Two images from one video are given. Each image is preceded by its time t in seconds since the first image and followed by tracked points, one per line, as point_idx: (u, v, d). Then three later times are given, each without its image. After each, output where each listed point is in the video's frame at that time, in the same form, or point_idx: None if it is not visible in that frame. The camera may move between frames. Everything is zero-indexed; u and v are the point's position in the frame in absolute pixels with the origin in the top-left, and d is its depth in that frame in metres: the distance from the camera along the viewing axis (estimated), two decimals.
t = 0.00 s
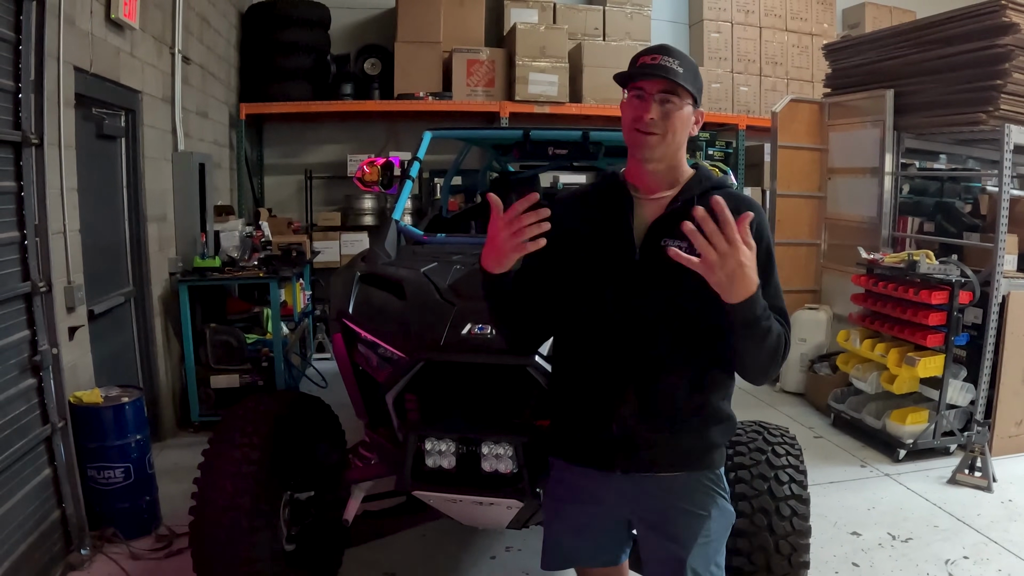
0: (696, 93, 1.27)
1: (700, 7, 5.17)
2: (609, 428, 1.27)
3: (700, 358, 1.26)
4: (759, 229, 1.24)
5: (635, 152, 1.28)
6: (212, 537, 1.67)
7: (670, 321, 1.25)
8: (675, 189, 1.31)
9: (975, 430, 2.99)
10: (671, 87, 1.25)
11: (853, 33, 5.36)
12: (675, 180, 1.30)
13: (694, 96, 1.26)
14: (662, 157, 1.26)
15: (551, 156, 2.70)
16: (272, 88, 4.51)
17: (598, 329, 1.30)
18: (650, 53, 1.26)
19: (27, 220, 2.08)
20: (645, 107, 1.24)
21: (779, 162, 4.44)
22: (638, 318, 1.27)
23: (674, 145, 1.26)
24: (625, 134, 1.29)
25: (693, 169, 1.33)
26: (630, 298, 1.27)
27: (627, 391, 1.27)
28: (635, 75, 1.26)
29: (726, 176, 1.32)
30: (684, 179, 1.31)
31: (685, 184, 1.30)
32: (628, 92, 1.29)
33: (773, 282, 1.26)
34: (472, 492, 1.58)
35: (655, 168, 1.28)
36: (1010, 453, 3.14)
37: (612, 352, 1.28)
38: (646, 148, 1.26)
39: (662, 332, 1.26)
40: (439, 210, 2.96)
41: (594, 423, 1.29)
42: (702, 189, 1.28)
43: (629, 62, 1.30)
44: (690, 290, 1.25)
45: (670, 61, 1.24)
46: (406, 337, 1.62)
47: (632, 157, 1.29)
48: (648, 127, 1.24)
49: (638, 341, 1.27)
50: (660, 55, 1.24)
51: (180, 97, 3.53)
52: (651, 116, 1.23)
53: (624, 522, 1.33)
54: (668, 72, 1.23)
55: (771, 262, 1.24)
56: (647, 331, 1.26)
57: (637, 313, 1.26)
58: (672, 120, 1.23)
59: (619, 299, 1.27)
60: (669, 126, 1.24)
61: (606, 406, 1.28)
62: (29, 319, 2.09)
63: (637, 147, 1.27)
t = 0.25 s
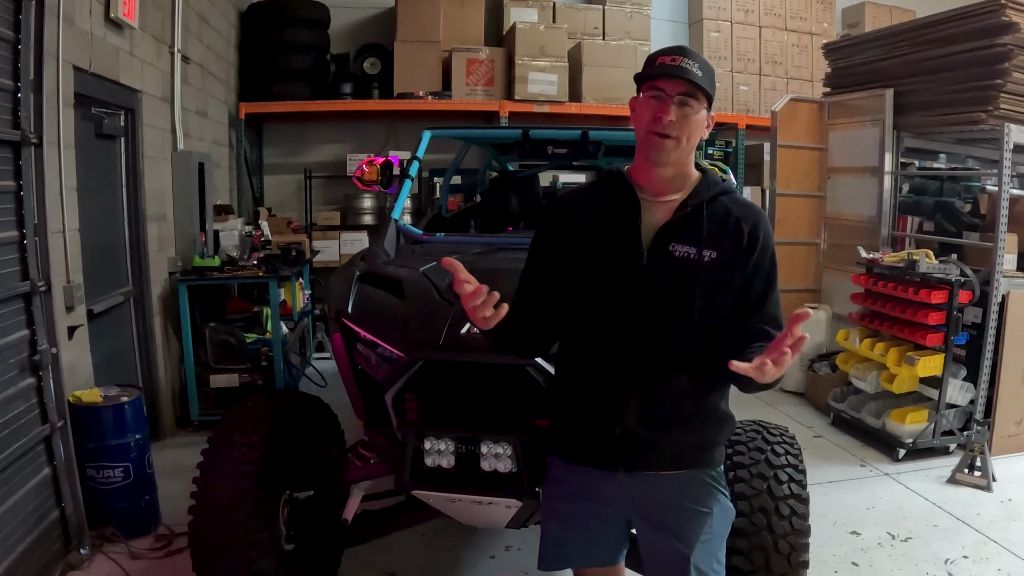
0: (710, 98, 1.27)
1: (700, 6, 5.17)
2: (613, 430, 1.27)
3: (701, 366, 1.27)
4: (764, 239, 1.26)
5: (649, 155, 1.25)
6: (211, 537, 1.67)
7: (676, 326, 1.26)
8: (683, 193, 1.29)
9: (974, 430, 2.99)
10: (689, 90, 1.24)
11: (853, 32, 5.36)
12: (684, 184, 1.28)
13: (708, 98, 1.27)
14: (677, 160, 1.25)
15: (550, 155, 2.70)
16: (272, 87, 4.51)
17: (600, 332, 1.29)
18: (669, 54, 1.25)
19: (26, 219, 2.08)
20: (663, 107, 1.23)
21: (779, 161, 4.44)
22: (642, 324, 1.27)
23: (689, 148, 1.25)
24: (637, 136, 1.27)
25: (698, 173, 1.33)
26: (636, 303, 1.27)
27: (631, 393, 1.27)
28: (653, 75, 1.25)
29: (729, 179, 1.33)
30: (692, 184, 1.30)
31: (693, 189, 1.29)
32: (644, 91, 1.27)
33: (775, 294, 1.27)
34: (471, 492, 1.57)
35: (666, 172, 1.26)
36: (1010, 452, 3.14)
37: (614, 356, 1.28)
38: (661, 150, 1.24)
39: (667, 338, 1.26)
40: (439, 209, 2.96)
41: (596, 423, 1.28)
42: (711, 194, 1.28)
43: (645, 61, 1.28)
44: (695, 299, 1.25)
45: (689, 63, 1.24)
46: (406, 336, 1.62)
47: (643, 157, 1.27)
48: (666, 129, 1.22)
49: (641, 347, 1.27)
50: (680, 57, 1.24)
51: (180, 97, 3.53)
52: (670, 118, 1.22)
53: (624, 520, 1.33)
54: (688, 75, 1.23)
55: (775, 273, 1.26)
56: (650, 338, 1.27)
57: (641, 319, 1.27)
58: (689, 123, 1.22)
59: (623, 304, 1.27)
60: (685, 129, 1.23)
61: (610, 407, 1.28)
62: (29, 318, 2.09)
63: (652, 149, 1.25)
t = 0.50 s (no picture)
0: (715, 98, 1.27)
1: (700, 5, 5.17)
2: (614, 430, 1.27)
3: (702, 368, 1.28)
4: (767, 242, 1.26)
5: (653, 155, 1.26)
6: (211, 535, 1.67)
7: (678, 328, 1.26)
8: (685, 194, 1.30)
9: (974, 429, 3.00)
10: (695, 90, 1.24)
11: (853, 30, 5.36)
12: (686, 184, 1.29)
13: (713, 97, 1.26)
14: (681, 162, 1.25)
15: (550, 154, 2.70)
16: (272, 86, 4.50)
17: (602, 334, 1.30)
18: (676, 52, 1.24)
19: (26, 218, 2.08)
20: (670, 108, 1.22)
21: (779, 160, 4.43)
22: (644, 326, 1.27)
23: (693, 150, 1.25)
24: (642, 135, 1.26)
25: (700, 171, 1.33)
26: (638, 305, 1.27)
27: (634, 393, 1.26)
28: (660, 74, 1.24)
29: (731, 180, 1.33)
30: (694, 183, 1.30)
31: (695, 189, 1.30)
32: (649, 89, 1.26)
33: (778, 299, 1.26)
34: (470, 490, 1.58)
35: (670, 173, 1.27)
36: (1010, 451, 3.14)
37: (616, 357, 1.28)
38: (667, 152, 1.24)
39: (669, 341, 1.27)
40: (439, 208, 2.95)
41: (598, 421, 1.28)
42: (714, 195, 1.27)
43: (651, 58, 1.27)
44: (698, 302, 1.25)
45: (696, 62, 1.23)
46: (406, 334, 1.62)
47: (648, 158, 1.27)
48: (673, 130, 1.22)
49: (642, 349, 1.27)
50: (687, 56, 1.23)
51: (180, 95, 3.53)
52: (677, 119, 1.22)
53: (624, 518, 1.34)
54: (695, 74, 1.22)
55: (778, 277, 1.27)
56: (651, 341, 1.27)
57: (643, 321, 1.27)
58: (695, 124, 1.22)
59: (625, 306, 1.28)
60: (691, 131, 1.23)
61: (611, 407, 1.28)
62: (28, 316, 2.09)
63: (658, 149, 1.25)
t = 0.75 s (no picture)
0: (712, 94, 1.26)
1: (700, 5, 5.17)
2: (615, 432, 1.26)
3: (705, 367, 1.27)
4: (766, 238, 1.26)
5: (654, 154, 1.25)
6: (211, 536, 1.67)
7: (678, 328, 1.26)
8: (684, 192, 1.30)
9: (975, 429, 2.99)
10: (693, 87, 1.23)
11: (854, 31, 5.36)
12: (685, 183, 1.29)
13: (710, 94, 1.25)
14: (681, 159, 1.25)
15: (551, 154, 2.70)
16: (272, 85, 4.50)
17: (602, 336, 1.29)
18: (673, 50, 1.23)
19: (27, 218, 2.08)
20: (669, 107, 1.22)
21: (779, 160, 4.43)
22: (644, 327, 1.27)
23: (692, 147, 1.25)
24: (641, 134, 1.26)
25: (698, 169, 1.32)
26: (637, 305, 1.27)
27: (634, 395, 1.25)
28: (657, 72, 1.23)
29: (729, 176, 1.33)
30: (693, 181, 1.30)
31: (693, 187, 1.29)
32: (645, 89, 1.25)
33: (776, 291, 1.27)
34: (470, 491, 1.57)
35: (669, 170, 1.26)
36: (1010, 452, 3.14)
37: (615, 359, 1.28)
38: (667, 150, 1.24)
39: (670, 342, 1.26)
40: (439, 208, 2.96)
41: (600, 424, 1.28)
42: (712, 193, 1.28)
43: (645, 58, 1.26)
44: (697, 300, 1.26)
45: (692, 59, 1.22)
46: (406, 334, 1.62)
47: (647, 157, 1.27)
48: (674, 128, 1.22)
49: (643, 350, 1.27)
50: (683, 53, 1.22)
51: (180, 95, 3.53)
52: (677, 117, 1.21)
53: (627, 520, 1.34)
54: (692, 72, 1.21)
55: (777, 272, 1.26)
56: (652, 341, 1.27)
57: (642, 322, 1.27)
58: (694, 122, 1.22)
59: (625, 306, 1.28)
60: (690, 128, 1.22)
61: (611, 410, 1.26)
62: (29, 316, 2.09)
63: (658, 148, 1.24)
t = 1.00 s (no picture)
0: (695, 87, 1.28)
1: (700, 6, 5.17)
2: (622, 432, 1.26)
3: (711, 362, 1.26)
4: (765, 227, 1.25)
5: (646, 150, 1.25)
6: (210, 537, 1.67)
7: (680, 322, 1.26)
8: (679, 188, 1.29)
9: (974, 430, 3.00)
10: (675, 80, 1.25)
11: (853, 32, 5.36)
12: (680, 179, 1.29)
13: (693, 86, 1.27)
14: (672, 153, 1.25)
15: (550, 155, 2.70)
16: (272, 86, 4.50)
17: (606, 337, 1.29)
18: (651, 47, 1.25)
19: (27, 219, 2.08)
20: (654, 101, 1.23)
21: (779, 161, 4.43)
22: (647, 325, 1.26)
23: (682, 140, 1.25)
24: (631, 133, 1.27)
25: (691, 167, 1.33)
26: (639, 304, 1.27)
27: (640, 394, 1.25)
28: (638, 70, 1.25)
29: (724, 172, 1.33)
30: (687, 178, 1.30)
31: (689, 183, 1.29)
32: (629, 88, 1.27)
33: (779, 278, 1.26)
34: (471, 492, 1.57)
35: (663, 166, 1.26)
36: (1010, 452, 3.14)
37: (622, 359, 1.28)
38: (658, 145, 1.24)
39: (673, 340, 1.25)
40: (438, 209, 2.96)
41: (606, 426, 1.28)
42: (707, 187, 1.27)
43: (625, 60, 1.28)
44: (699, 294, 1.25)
45: (671, 53, 1.24)
46: (406, 335, 1.62)
47: (639, 156, 1.27)
48: (661, 121, 1.22)
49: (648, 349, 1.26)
50: (661, 48, 1.24)
51: (180, 96, 3.53)
52: (663, 109, 1.22)
53: (632, 523, 1.33)
54: (673, 65, 1.23)
55: (778, 260, 1.26)
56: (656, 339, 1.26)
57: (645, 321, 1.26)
58: (680, 113, 1.23)
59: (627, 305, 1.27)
60: (677, 120, 1.23)
61: (618, 409, 1.27)
62: (28, 317, 2.09)
63: (648, 144, 1.25)
